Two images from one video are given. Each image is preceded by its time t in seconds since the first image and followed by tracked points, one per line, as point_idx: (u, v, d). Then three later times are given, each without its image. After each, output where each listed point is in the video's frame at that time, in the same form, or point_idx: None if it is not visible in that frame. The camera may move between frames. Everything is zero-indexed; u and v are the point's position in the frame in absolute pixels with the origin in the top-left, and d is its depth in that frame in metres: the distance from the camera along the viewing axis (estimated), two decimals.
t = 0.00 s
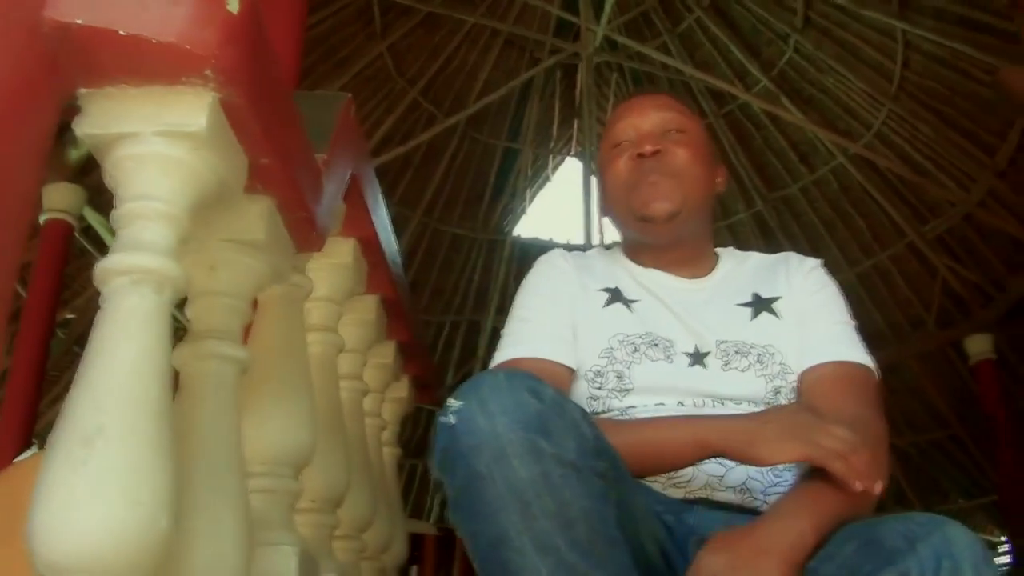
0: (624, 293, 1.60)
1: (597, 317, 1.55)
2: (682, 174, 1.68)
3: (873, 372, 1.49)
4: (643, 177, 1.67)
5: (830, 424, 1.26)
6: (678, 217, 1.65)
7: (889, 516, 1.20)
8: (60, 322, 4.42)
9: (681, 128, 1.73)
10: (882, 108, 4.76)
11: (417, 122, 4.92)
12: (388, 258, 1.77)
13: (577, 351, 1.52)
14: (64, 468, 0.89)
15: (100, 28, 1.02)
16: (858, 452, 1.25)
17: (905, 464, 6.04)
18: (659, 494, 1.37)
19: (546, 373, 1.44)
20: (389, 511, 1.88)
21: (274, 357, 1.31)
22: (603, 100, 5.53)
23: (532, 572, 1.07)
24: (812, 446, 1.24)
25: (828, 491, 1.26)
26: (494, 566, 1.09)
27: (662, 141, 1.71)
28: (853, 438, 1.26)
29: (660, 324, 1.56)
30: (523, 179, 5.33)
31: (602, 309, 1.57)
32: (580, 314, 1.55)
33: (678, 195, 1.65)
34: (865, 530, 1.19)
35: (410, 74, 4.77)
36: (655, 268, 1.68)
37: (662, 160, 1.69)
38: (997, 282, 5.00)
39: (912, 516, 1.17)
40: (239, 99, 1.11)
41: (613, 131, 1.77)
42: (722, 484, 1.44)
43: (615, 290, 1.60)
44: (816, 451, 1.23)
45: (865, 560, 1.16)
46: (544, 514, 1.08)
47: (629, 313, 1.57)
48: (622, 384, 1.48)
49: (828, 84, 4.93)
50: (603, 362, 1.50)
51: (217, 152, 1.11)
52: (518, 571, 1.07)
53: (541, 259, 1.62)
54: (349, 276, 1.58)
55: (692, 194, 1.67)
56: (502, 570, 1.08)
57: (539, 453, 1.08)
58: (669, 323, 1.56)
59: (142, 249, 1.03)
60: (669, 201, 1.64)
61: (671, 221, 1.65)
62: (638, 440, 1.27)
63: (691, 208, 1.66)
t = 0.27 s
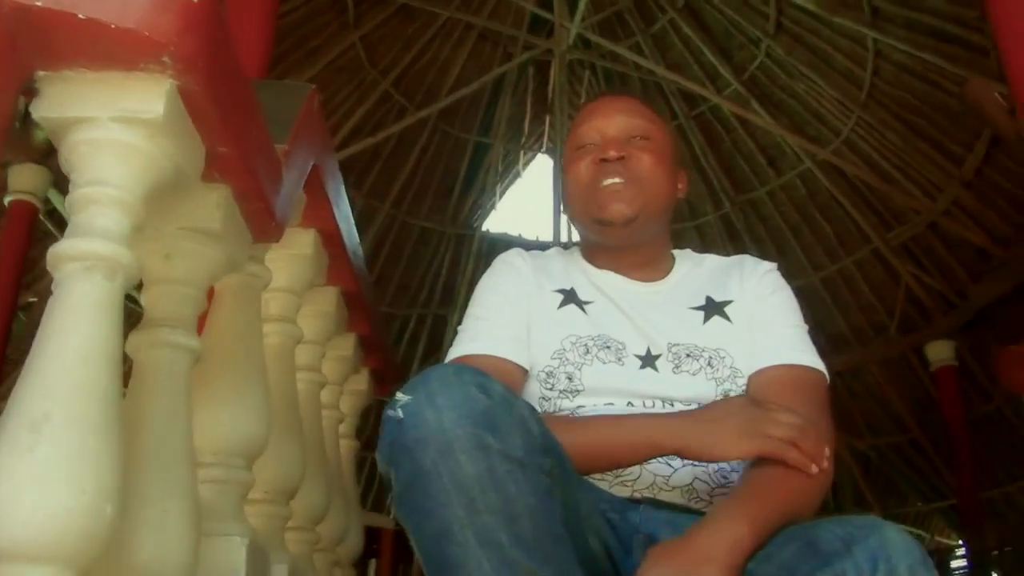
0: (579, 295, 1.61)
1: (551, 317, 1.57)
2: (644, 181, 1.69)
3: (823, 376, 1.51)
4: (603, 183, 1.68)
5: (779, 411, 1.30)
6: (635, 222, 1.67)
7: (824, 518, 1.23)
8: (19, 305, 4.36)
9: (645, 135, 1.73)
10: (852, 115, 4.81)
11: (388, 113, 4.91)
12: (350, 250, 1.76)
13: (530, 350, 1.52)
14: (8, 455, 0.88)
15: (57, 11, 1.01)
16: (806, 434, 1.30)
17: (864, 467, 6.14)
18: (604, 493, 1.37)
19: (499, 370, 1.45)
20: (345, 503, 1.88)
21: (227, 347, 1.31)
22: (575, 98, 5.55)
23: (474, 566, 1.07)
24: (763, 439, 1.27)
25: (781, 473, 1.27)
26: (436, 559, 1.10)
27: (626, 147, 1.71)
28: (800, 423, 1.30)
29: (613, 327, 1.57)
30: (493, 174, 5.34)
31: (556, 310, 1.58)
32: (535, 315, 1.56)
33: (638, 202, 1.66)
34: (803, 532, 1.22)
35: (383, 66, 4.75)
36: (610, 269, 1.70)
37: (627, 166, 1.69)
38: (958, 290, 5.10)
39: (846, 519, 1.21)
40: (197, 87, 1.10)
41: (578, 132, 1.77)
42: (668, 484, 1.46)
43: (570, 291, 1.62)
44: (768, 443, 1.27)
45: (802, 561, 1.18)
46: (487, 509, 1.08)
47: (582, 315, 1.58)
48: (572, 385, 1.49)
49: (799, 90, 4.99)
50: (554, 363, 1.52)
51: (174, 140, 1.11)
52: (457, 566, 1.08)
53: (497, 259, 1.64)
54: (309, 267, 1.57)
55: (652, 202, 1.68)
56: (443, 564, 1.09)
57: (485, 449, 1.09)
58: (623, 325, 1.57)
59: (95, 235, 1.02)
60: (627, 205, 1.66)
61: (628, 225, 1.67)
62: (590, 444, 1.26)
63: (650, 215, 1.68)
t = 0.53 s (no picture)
0: (529, 288, 1.62)
1: (500, 310, 1.57)
2: (597, 174, 1.69)
3: (770, 364, 1.53)
4: (557, 173, 1.68)
5: (728, 390, 1.33)
6: (585, 213, 1.67)
7: (770, 516, 1.23)
8: None
9: (602, 129, 1.73)
10: (818, 119, 4.87)
11: (357, 104, 4.89)
12: (307, 238, 1.75)
13: (481, 344, 1.53)
14: None
15: None
16: (756, 408, 1.32)
17: (822, 468, 6.22)
18: (552, 488, 1.38)
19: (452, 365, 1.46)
20: (300, 495, 1.87)
21: (181, 335, 1.29)
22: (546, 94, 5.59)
23: (417, 556, 1.08)
24: (716, 421, 1.29)
25: (732, 449, 1.29)
26: (381, 549, 1.10)
27: (581, 139, 1.71)
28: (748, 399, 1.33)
29: (562, 319, 1.57)
30: (462, 167, 5.33)
31: (505, 303, 1.58)
32: (487, 309, 1.57)
33: (589, 193, 1.67)
34: (749, 529, 1.23)
35: (353, 55, 4.73)
36: (557, 260, 1.71)
37: (581, 157, 1.69)
38: (919, 295, 5.17)
39: (789, 518, 1.21)
40: (152, 72, 1.09)
41: (534, 123, 1.77)
42: (615, 479, 1.46)
43: (520, 284, 1.62)
44: (721, 423, 1.29)
45: (744, 558, 1.18)
46: (433, 501, 1.09)
47: (532, 307, 1.59)
48: (521, 377, 1.50)
49: (768, 94, 5.02)
50: (504, 356, 1.52)
51: (128, 124, 1.10)
52: (402, 555, 1.09)
53: (450, 253, 1.64)
54: (266, 254, 1.56)
55: (605, 194, 1.69)
56: (386, 553, 1.10)
57: (433, 441, 1.09)
58: (570, 317, 1.58)
59: (45, 218, 1.00)
60: (578, 196, 1.67)
61: (578, 215, 1.68)
62: (541, 439, 1.27)
63: (602, 207, 1.69)
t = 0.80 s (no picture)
0: (482, 289, 1.62)
1: (452, 311, 1.57)
2: (556, 181, 1.68)
3: (718, 378, 1.54)
4: (516, 178, 1.67)
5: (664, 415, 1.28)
6: (545, 221, 1.67)
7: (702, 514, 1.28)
8: None
9: (563, 135, 1.73)
10: (783, 122, 4.92)
11: (324, 95, 4.86)
12: (265, 229, 1.75)
13: (431, 344, 1.54)
14: None
15: None
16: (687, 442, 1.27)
17: (781, 467, 6.29)
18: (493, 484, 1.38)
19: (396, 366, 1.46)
20: (253, 487, 1.86)
21: (127, 325, 1.28)
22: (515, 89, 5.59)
23: (351, 553, 1.09)
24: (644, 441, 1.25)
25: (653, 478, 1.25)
26: (316, 545, 1.11)
27: (543, 144, 1.70)
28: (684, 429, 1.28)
29: (513, 323, 1.58)
30: (430, 159, 5.31)
31: (457, 304, 1.59)
32: (438, 309, 1.57)
33: (549, 201, 1.67)
34: (679, 525, 1.26)
35: (321, 44, 4.70)
36: (512, 262, 1.70)
37: (542, 163, 1.68)
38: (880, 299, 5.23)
39: (721, 515, 1.25)
40: (106, 59, 1.09)
41: (495, 123, 1.76)
42: (557, 478, 1.47)
43: (473, 284, 1.62)
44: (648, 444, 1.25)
45: (675, 558, 1.24)
46: (368, 498, 1.09)
47: (484, 310, 1.59)
48: (469, 379, 1.51)
49: (734, 96, 5.08)
50: (453, 357, 1.53)
51: (80, 111, 1.08)
52: (337, 554, 1.09)
53: (406, 246, 1.64)
54: (220, 245, 1.55)
55: (564, 202, 1.69)
56: (321, 549, 1.10)
57: (368, 437, 1.10)
58: (521, 321, 1.58)
59: None
60: (537, 203, 1.66)
61: (538, 223, 1.67)
62: (473, 433, 1.26)
63: (560, 215, 1.68)
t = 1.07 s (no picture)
0: (441, 276, 1.62)
1: (409, 298, 1.57)
2: (526, 179, 1.68)
3: (668, 375, 1.57)
4: (485, 172, 1.67)
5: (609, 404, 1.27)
6: (510, 216, 1.67)
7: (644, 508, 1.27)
8: None
9: (537, 134, 1.72)
10: (748, 124, 4.97)
11: (288, 83, 4.82)
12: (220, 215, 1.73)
13: (387, 328, 1.53)
14: None
15: None
16: (628, 434, 1.27)
17: (738, 465, 6.35)
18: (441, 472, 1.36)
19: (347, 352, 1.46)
20: (205, 476, 1.84)
21: (76, 310, 1.26)
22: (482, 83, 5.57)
23: (292, 542, 1.09)
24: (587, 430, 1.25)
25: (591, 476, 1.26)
26: (258, 533, 1.11)
27: (516, 141, 1.70)
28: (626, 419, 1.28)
29: (470, 310, 1.58)
30: (395, 151, 5.28)
31: (415, 291, 1.59)
32: (395, 294, 1.57)
33: (516, 197, 1.67)
34: (620, 517, 1.25)
35: (289, 32, 4.66)
36: (470, 251, 1.70)
37: (513, 160, 1.68)
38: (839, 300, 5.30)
39: (664, 510, 1.24)
40: (57, 39, 1.07)
41: (466, 113, 1.74)
42: (508, 469, 1.47)
43: (431, 271, 1.62)
44: (589, 433, 1.25)
45: (614, 548, 1.22)
46: (310, 487, 1.09)
47: (442, 298, 1.59)
48: (424, 364, 1.51)
49: (701, 96, 5.12)
50: (408, 342, 1.53)
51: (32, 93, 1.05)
52: (279, 541, 1.10)
53: (363, 232, 1.63)
54: (176, 231, 1.54)
55: (531, 199, 1.69)
56: (262, 537, 1.11)
57: (312, 426, 1.09)
58: (478, 309, 1.59)
59: None
60: (504, 198, 1.66)
61: (503, 216, 1.67)
62: (422, 416, 1.26)
63: (526, 211, 1.69)
